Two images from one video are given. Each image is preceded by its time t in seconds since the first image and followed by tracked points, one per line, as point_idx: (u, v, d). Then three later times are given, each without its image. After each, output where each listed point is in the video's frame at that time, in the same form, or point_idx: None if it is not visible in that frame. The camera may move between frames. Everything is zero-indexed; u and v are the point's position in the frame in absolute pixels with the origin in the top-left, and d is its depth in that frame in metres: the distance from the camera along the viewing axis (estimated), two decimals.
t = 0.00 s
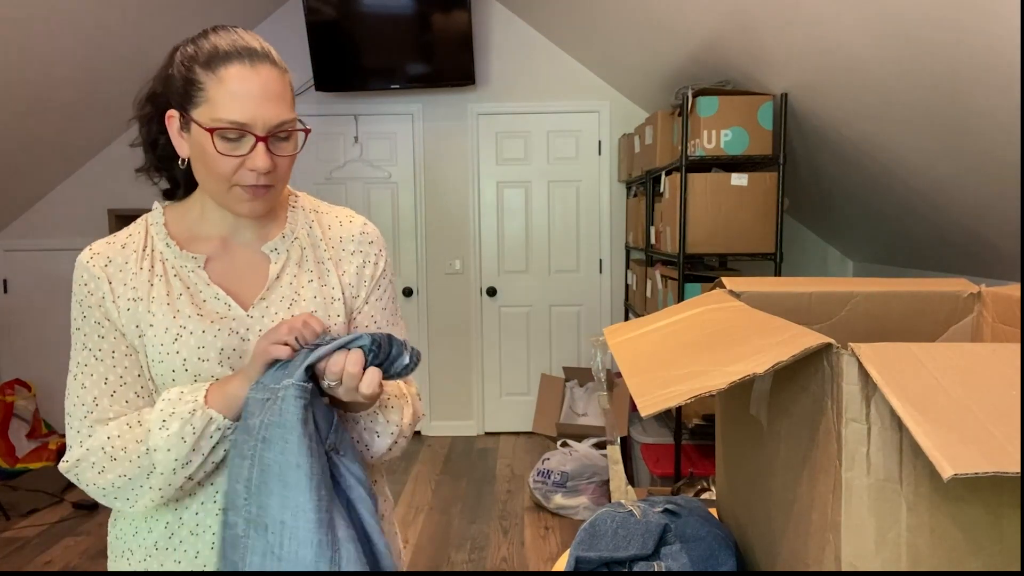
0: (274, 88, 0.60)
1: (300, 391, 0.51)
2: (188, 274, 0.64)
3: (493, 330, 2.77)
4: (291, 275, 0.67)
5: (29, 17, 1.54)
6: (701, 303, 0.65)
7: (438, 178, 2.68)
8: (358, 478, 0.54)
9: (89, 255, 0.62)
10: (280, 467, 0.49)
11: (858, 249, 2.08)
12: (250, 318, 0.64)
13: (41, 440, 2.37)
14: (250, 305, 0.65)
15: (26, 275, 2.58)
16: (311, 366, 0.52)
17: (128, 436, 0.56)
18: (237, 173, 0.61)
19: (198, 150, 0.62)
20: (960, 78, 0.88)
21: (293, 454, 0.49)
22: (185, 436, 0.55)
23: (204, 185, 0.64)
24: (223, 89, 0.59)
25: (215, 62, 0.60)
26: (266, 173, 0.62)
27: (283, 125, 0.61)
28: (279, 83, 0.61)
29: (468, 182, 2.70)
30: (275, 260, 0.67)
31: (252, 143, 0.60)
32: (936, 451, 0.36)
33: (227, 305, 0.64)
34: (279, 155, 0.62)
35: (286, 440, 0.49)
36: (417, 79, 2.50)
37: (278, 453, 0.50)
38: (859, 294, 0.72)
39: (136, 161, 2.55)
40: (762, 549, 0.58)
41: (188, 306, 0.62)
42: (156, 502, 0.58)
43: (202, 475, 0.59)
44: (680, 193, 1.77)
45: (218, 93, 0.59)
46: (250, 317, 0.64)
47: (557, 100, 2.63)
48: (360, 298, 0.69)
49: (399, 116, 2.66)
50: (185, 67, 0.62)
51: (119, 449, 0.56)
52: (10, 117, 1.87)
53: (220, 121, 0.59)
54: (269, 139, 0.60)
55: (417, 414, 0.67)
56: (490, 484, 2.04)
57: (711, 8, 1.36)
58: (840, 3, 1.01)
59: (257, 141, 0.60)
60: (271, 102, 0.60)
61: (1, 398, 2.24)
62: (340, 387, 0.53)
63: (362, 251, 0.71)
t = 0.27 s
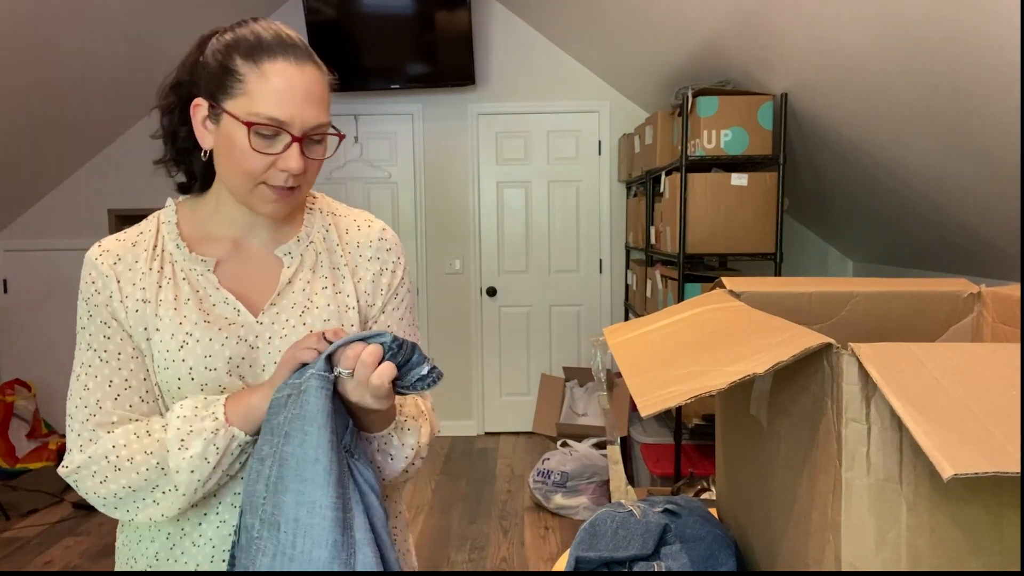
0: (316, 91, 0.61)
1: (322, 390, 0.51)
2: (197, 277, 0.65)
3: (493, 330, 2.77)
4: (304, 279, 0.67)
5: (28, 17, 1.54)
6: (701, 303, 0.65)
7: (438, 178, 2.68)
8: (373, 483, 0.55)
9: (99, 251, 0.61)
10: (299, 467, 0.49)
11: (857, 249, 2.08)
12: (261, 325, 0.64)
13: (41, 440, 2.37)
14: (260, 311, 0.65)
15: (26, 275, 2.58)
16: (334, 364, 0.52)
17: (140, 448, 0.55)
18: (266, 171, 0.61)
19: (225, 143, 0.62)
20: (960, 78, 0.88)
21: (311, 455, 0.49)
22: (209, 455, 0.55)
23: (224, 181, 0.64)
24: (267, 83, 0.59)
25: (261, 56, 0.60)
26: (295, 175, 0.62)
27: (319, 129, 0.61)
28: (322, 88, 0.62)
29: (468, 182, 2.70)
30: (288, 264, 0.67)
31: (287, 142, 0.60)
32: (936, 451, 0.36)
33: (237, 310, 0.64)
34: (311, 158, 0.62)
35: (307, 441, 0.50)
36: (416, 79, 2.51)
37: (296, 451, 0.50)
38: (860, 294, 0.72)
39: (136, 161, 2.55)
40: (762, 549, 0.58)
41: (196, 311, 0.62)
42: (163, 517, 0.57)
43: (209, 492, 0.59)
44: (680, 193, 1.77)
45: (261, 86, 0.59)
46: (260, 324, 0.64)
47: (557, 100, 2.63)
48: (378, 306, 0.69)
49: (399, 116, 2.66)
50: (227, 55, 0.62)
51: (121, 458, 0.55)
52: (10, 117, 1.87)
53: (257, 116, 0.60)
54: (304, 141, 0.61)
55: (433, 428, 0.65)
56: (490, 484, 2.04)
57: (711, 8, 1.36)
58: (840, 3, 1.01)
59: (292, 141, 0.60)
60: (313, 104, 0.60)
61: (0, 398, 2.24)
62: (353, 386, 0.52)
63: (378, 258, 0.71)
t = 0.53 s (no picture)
0: (346, 93, 0.63)
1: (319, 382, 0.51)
2: (197, 283, 0.64)
3: (493, 330, 2.77)
4: (309, 279, 0.68)
5: (29, 17, 1.54)
6: (701, 303, 0.65)
7: (438, 178, 2.68)
8: (371, 490, 0.54)
9: (90, 258, 0.60)
10: (288, 461, 0.49)
11: (857, 249, 2.08)
12: (267, 331, 0.64)
13: (41, 440, 2.37)
14: (264, 316, 0.65)
15: (26, 275, 2.58)
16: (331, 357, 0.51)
17: (152, 462, 0.55)
18: (287, 162, 0.61)
19: (244, 127, 0.61)
20: (960, 78, 0.88)
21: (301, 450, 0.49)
22: (226, 463, 0.55)
23: (232, 171, 0.64)
24: (303, 73, 0.60)
25: (299, 46, 0.61)
26: (313, 172, 0.62)
27: (343, 131, 0.63)
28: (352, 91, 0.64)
29: (468, 182, 2.70)
30: (291, 263, 0.68)
31: (312, 135, 0.61)
32: (936, 451, 0.36)
33: (240, 317, 0.64)
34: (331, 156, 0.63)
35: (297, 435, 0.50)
36: (416, 79, 2.51)
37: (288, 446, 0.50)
38: (860, 294, 0.72)
39: (136, 161, 2.55)
40: (762, 549, 0.58)
41: (198, 319, 0.62)
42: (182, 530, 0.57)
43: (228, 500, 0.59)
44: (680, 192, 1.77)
45: (296, 76, 0.60)
46: (266, 330, 0.64)
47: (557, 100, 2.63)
48: (387, 301, 0.71)
49: (399, 116, 2.66)
50: (262, 41, 0.62)
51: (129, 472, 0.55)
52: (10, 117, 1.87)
53: (287, 104, 0.60)
54: (329, 138, 0.62)
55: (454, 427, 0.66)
56: (490, 484, 2.04)
57: (712, 8, 1.36)
58: (840, 4, 1.01)
59: (318, 136, 0.61)
60: (342, 104, 0.62)
61: None
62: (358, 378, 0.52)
63: (383, 252, 0.72)
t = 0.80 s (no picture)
0: (353, 90, 0.63)
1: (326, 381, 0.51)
2: (203, 289, 0.64)
3: (493, 330, 2.77)
4: (317, 279, 0.68)
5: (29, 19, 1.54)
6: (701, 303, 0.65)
7: (438, 178, 2.69)
8: (380, 493, 0.54)
9: (89, 266, 0.60)
10: (289, 461, 0.50)
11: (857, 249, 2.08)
12: (278, 336, 0.64)
13: (41, 440, 2.37)
14: (273, 321, 0.65)
15: (27, 275, 2.59)
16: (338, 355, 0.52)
17: (164, 474, 0.55)
18: (294, 162, 0.62)
19: (251, 125, 0.61)
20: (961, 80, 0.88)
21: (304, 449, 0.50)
22: (241, 473, 0.55)
23: (238, 171, 0.64)
24: (311, 70, 0.60)
25: (306, 42, 0.61)
26: (320, 170, 0.63)
27: (351, 128, 0.64)
28: (358, 89, 0.64)
29: (468, 182, 2.70)
30: (298, 265, 0.68)
31: (320, 134, 0.62)
32: (939, 453, 0.49)
33: (250, 323, 0.64)
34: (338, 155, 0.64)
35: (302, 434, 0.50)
36: (416, 79, 2.51)
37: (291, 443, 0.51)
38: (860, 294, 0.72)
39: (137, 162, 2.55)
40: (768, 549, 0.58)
41: (206, 326, 0.62)
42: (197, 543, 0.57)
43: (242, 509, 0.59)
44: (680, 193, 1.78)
45: (304, 73, 0.60)
46: (276, 334, 0.64)
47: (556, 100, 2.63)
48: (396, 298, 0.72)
49: (398, 116, 2.66)
50: (267, 36, 0.62)
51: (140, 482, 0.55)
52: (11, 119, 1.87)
53: (294, 101, 0.60)
54: (336, 136, 0.63)
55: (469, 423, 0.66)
56: (490, 484, 2.04)
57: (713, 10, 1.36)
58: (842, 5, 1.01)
59: (325, 135, 0.62)
60: (349, 103, 0.62)
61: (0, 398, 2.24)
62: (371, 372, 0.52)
63: (390, 251, 0.74)
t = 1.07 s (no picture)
0: (360, 91, 0.63)
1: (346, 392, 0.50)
2: (207, 290, 0.64)
3: (494, 330, 2.77)
4: (321, 281, 0.68)
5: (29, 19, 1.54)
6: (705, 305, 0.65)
7: (438, 178, 2.69)
8: (403, 500, 0.54)
9: (93, 266, 0.60)
10: (317, 475, 0.49)
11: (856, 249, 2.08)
12: (282, 339, 0.64)
13: (41, 440, 2.37)
14: (278, 324, 0.65)
15: (28, 275, 2.59)
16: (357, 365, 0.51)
17: (167, 479, 0.55)
18: (301, 165, 0.62)
19: (257, 126, 0.61)
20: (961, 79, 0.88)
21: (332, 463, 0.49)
22: (244, 480, 0.55)
23: (244, 173, 0.64)
24: (319, 71, 0.60)
25: (312, 43, 0.61)
26: (327, 172, 0.63)
27: (358, 130, 0.64)
28: (366, 90, 0.64)
29: (468, 182, 2.70)
30: (303, 267, 0.68)
31: (326, 135, 0.62)
32: (940, 454, 0.49)
33: (254, 327, 0.64)
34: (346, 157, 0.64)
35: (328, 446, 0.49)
36: (416, 79, 2.51)
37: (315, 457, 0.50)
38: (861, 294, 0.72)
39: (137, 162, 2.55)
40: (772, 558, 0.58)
41: (211, 328, 0.62)
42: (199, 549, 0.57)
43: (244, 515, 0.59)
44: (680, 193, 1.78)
45: (311, 73, 0.60)
46: (281, 338, 0.64)
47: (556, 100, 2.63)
48: (402, 298, 0.72)
49: (398, 116, 2.66)
50: (274, 36, 0.62)
51: (143, 485, 0.55)
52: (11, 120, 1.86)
53: (302, 103, 0.60)
54: (344, 139, 0.63)
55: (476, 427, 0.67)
56: (491, 484, 2.04)
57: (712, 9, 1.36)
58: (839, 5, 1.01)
59: (333, 138, 0.62)
60: (356, 104, 0.62)
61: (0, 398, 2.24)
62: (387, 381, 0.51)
63: (394, 253, 0.73)
